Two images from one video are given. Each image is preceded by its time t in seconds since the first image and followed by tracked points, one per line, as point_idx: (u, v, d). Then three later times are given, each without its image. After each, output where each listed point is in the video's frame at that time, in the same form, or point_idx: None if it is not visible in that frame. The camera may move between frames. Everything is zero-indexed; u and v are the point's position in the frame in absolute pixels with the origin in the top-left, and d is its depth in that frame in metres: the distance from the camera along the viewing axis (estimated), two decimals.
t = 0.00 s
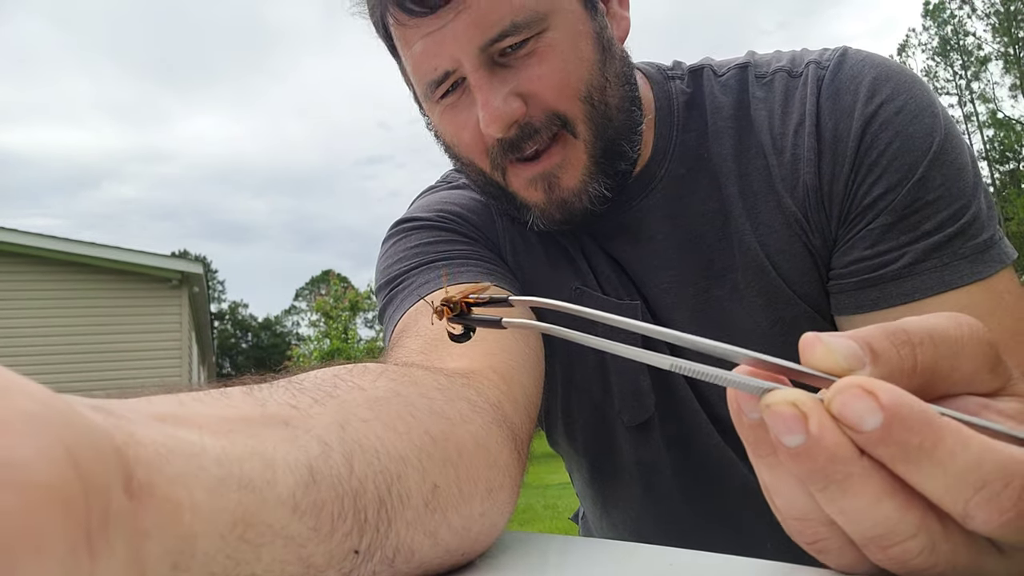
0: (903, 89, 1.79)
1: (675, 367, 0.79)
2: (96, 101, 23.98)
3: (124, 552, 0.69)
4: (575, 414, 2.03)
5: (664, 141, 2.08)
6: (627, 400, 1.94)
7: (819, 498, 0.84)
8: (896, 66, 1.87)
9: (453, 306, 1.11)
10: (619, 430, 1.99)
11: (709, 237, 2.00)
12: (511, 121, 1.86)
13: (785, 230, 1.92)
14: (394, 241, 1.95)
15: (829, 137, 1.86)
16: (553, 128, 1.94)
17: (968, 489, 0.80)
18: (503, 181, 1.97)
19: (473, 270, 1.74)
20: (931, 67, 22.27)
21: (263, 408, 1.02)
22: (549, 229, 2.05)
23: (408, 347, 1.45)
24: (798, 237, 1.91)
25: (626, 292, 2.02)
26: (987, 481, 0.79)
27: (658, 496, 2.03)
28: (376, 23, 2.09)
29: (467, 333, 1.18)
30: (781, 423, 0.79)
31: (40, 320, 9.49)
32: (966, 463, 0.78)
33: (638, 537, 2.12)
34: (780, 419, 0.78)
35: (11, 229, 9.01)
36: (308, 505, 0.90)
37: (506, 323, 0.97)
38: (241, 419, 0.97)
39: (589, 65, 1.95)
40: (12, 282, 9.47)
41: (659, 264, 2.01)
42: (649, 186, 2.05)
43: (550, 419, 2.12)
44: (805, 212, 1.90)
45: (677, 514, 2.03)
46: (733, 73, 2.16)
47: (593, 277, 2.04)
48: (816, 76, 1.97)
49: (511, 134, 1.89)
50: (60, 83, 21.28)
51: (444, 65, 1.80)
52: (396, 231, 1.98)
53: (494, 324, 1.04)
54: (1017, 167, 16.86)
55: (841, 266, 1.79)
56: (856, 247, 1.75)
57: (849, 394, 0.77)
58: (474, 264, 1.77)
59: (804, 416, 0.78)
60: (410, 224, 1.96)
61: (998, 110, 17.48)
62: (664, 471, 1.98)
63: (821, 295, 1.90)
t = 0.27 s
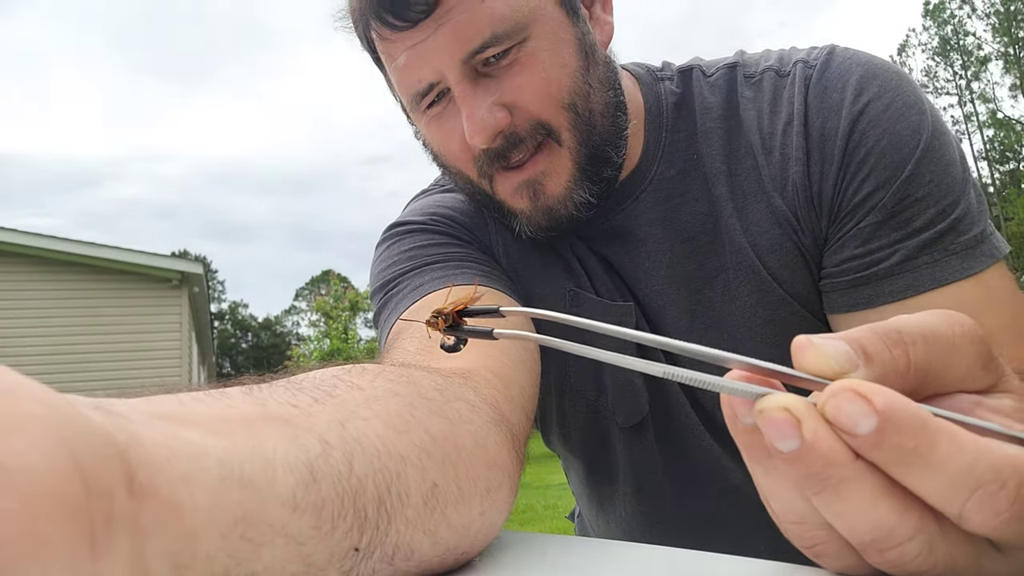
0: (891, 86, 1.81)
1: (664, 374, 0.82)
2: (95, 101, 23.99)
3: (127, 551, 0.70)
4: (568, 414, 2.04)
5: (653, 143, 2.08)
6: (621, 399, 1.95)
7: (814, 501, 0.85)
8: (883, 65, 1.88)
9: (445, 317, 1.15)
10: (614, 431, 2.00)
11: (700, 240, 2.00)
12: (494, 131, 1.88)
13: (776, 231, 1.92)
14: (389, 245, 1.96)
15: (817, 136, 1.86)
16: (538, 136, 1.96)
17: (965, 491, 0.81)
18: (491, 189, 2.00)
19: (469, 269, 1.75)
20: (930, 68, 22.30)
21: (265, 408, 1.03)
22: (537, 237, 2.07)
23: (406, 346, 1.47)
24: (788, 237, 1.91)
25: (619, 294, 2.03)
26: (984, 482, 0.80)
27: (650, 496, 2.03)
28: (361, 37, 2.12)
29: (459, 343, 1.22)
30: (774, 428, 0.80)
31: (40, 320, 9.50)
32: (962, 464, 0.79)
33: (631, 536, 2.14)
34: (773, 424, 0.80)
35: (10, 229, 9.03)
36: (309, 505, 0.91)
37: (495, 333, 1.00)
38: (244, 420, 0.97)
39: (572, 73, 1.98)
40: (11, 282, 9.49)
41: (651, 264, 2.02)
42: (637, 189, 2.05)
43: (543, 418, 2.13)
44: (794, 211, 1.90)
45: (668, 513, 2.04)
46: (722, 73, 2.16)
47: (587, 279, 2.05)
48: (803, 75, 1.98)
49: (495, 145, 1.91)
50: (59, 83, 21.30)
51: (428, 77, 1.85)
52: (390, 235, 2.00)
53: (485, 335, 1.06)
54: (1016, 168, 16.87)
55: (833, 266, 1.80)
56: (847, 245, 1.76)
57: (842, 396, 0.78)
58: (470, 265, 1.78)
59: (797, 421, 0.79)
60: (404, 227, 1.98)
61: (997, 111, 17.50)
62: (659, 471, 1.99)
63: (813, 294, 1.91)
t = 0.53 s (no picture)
0: (878, 87, 1.83)
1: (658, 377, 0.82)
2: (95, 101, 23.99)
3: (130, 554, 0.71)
4: (561, 416, 2.06)
5: (647, 144, 2.09)
6: (615, 402, 1.97)
7: (813, 501, 0.86)
8: (871, 66, 1.89)
9: (438, 326, 1.15)
10: (607, 431, 2.02)
11: (692, 240, 2.01)
12: (494, 134, 1.88)
13: (767, 232, 1.92)
14: (385, 246, 1.96)
15: (808, 136, 1.87)
16: (536, 139, 1.96)
17: (963, 490, 0.82)
18: (488, 192, 1.99)
19: (463, 271, 1.74)
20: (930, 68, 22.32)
21: (266, 408, 1.03)
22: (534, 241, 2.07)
23: (404, 345, 1.47)
24: (779, 237, 1.91)
25: (614, 296, 2.04)
26: (981, 481, 0.82)
27: (640, 498, 2.02)
28: (357, 41, 2.13)
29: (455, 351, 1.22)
30: (771, 431, 0.80)
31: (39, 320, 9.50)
32: (959, 464, 0.80)
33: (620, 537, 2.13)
34: (770, 428, 0.80)
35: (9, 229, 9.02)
36: (311, 505, 0.91)
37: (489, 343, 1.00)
38: (245, 420, 0.98)
39: (569, 76, 1.99)
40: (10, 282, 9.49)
41: (644, 266, 2.03)
42: (632, 191, 2.06)
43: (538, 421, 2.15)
44: (786, 211, 1.91)
45: (658, 514, 2.03)
46: (714, 74, 2.17)
47: (582, 281, 2.06)
48: (793, 75, 1.98)
49: (495, 148, 1.91)
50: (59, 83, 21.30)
51: (427, 80, 1.85)
52: (386, 235, 2.01)
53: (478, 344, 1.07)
54: (1016, 168, 16.86)
55: (825, 266, 1.81)
56: (839, 245, 1.77)
57: (838, 399, 0.78)
58: (464, 267, 1.78)
59: (793, 422, 0.80)
60: (400, 228, 1.98)
61: (996, 111, 17.51)
62: (650, 472, 2.00)
63: (806, 294, 1.91)
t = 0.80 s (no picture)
0: (876, 87, 1.84)
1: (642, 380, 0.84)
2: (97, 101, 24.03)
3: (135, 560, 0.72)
4: (558, 412, 2.08)
5: (645, 142, 2.10)
6: (609, 398, 1.98)
7: (808, 501, 0.87)
8: (868, 66, 1.91)
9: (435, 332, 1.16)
10: (603, 428, 2.04)
11: (690, 238, 2.02)
12: (500, 127, 1.90)
13: (764, 230, 1.93)
14: (383, 242, 1.98)
15: (805, 135, 1.88)
16: (542, 134, 1.98)
17: (955, 490, 0.83)
18: (492, 186, 2.02)
19: (461, 266, 1.76)
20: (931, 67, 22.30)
21: (268, 409, 1.04)
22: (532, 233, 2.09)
23: (403, 342, 1.49)
24: (776, 236, 1.92)
25: (611, 294, 2.05)
26: (973, 481, 0.83)
27: (636, 495, 2.04)
28: (368, 29, 2.15)
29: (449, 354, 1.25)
30: (765, 432, 0.82)
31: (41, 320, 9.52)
32: (951, 464, 0.81)
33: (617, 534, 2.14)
34: (765, 429, 0.82)
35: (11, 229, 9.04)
36: (313, 505, 0.92)
37: (486, 340, 1.02)
38: (248, 422, 0.99)
39: (578, 73, 1.99)
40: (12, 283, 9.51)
41: (642, 264, 2.03)
42: (632, 187, 2.08)
43: (536, 417, 2.18)
44: (783, 209, 1.91)
45: (654, 511, 2.04)
46: (712, 74, 2.18)
47: (577, 279, 2.07)
48: (790, 75, 1.99)
49: (502, 140, 1.94)
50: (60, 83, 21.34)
51: (436, 71, 1.88)
52: (384, 231, 2.02)
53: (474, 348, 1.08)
54: (1016, 167, 16.86)
55: (821, 264, 1.80)
56: (835, 243, 1.77)
57: (829, 400, 0.81)
58: (463, 261, 1.80)
59: (786, 423, 0.82)
60: (398, 223, 1.99)
61: (996, 111, 17.50)
62: (644, 468, 2.01)
63: (802, 292, 1.92)
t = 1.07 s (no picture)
0: (877, 86, 1.84)
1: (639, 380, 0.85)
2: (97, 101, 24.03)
3: (137, 562, 0.73)
4: (557, 412, 2.08)
5: (647, 140, 2.10)
6: (608, 398, 1.99)
7: (806, 501, 0.87)
8: (870, 65, 1.91)
9: (436, 333, 1.16)
10: (601, 427, 2.04)
11: (692, 236, 2.02)
12: (509, 125, 1.91)
13: (767, 228, 1.93)
14: (383, 239, 1.98)
15: (806, 133, 1.88)
16: (549, 133, 1.98)
17: (953, 490, 0.84)
18: (497, 183, 2.02)
19: (461, 264, 1.77)
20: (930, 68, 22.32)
21: (268, 409, 1.04)
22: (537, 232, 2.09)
23: (403, 342, 1.49)
24: (779, 234, 1.92)
25: (611, 293, 2.06)
26: (971, 481, 0.84)
27: (635, 495, 2.04)
28: (375, 21, 2.14)
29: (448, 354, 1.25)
30: (764, 433, 0.82)
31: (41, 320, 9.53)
32: (947, 465, 0.82)
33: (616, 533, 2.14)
34: (763, 429, 0.82)
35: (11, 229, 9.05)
36: (313, 506, 0.93)
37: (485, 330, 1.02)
38: (249, 422, 0.99)
39: (587, 72, 2.00)
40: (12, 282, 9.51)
41: (642, 262, 2.04)
42: (635, 183, 2.07)
43: (535, 417, 2.18)
44: (785, 208, 1.91)
45: (653, 511, 2.04)
46: (714, 73, 2.18)
47: (576, 277, 2.07)
48: (792, 74, 1.99)
49: (509, 138, 1.94)
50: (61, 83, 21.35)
51: (446, 65, 1.87)
52: (384, 228, 2.02)
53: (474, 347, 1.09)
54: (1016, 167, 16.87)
55: (823, 262, 1.81)
56: (837, 242, 1.77)
57: (826, 400, 0.81)
58: (463, 260, 1.81)
59: (784, 423, 0.82)
60: (398, 220, 2.00)
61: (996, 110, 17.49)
62: (643, 467, 2.01)
63: (803, 290, 1.93)
